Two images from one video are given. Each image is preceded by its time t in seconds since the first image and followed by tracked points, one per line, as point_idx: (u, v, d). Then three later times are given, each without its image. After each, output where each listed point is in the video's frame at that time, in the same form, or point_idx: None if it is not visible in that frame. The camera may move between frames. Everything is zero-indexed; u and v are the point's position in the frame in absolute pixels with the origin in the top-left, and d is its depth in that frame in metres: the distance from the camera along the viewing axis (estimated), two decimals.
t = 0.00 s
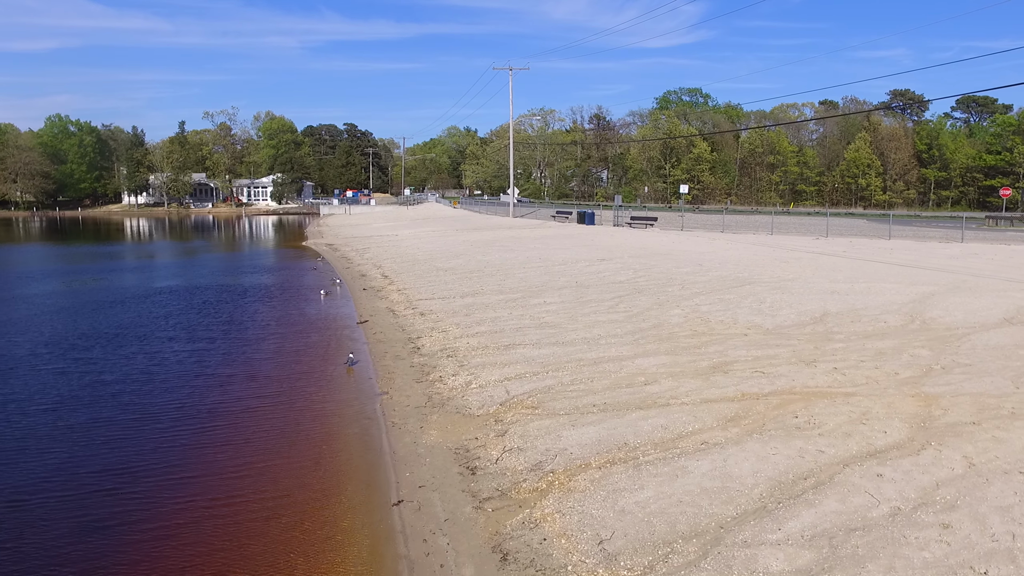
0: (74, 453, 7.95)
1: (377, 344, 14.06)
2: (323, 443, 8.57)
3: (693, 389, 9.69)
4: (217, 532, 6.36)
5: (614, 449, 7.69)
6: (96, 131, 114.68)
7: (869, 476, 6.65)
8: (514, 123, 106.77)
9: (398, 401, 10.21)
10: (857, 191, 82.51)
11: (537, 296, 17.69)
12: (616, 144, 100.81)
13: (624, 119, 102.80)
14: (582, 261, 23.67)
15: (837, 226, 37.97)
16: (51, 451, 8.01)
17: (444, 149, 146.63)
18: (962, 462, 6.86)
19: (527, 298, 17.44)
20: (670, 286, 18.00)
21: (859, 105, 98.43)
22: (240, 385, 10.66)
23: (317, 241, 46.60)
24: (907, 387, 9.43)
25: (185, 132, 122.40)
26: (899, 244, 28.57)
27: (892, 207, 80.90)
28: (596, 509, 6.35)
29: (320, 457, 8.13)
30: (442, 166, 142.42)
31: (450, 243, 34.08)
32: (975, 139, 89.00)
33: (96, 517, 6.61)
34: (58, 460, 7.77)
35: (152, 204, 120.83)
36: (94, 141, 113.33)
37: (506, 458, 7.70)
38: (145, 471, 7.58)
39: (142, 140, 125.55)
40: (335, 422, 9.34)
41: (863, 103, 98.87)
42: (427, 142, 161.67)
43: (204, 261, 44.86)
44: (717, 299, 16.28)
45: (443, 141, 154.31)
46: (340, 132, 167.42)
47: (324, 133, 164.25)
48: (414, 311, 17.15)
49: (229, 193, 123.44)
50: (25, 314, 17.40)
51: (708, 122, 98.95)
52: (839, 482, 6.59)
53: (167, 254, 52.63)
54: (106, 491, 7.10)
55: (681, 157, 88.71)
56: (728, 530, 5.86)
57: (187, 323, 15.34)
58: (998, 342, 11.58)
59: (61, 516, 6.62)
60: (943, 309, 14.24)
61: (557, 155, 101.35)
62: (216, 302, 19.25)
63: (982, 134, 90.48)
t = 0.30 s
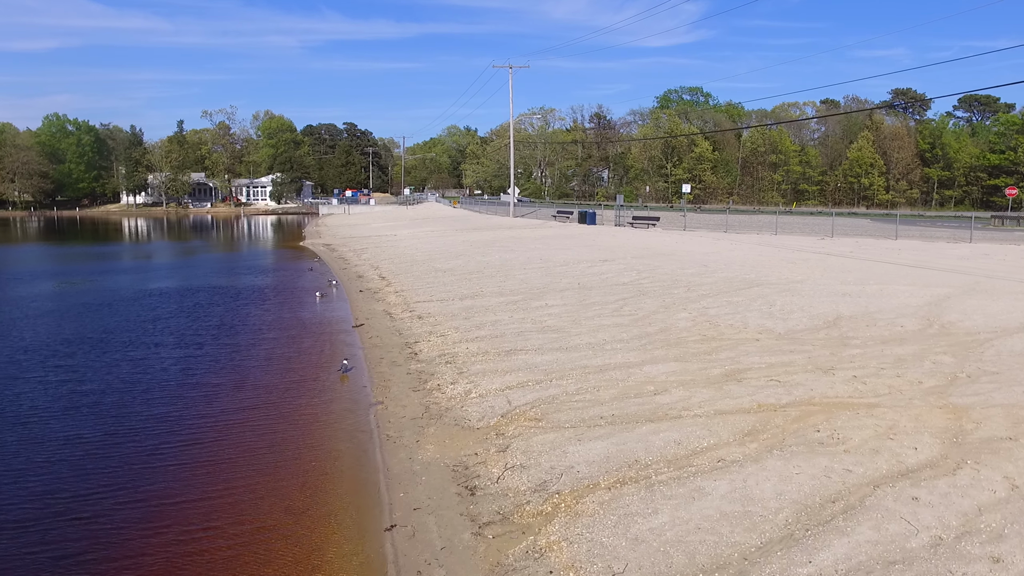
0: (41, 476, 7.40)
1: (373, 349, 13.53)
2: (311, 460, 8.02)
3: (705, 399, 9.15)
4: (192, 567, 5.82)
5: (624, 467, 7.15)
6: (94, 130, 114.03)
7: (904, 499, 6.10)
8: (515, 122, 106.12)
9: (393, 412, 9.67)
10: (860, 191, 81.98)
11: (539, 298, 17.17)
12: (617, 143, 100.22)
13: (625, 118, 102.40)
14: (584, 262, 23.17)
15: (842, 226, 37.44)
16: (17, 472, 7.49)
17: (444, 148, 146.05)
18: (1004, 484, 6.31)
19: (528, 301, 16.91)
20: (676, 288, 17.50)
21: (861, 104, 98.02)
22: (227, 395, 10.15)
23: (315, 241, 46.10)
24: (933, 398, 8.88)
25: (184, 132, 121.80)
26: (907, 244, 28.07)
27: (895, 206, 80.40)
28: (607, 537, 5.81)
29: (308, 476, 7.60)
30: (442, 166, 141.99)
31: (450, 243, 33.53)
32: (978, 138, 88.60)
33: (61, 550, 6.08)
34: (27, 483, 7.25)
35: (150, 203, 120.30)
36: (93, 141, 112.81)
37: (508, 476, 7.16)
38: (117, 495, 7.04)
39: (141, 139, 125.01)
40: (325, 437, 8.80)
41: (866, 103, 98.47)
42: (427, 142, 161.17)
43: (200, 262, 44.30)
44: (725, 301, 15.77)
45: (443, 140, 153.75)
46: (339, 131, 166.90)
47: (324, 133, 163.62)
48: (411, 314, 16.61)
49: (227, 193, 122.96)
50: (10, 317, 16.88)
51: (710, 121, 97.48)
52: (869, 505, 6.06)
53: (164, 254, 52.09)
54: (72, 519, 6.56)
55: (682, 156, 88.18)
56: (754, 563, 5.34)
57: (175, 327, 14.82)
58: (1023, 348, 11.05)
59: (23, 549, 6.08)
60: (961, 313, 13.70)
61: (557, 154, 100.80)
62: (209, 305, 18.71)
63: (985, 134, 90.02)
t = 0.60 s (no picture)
0: None
1: (367, 354, 12.92)
2: (297, 479, 7.44)
3: (721, 410, 8.54)
4: None
5: (636, 488, 6.53)
6: (91, 129, 113.38)
7: (950, 528, 5.50)
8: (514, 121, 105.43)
9: (388, 423, 9.05)
10: (862, 190, 81.26)
11: (541, 300, 16.54)
12: (617, 142, 99.50)
13: (626, 117, 101.80)
14: (587, 262, 22.54)
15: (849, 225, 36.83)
16: None
17: (444, 147, 145.13)
18: None
19: (529, 302, 16.32)
20: (683, 290, 16.88)
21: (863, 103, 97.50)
22: (210, 405, 9.55)
23: (312, 241, 45.45)
24: (966, 409, 8.28)
25: (182, 131, 121.13)
26: (916, 244, 27.43)
27: (898, 206, 79.75)
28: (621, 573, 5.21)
29: (291, 496, 7.01)
30: (442, 165, 141.38)
31: (449, 242, 32.91)
32: (981, 138, 88.07)
33: None
34: None
35: (148, 203, 119.59)
36: (90, 140, 112.15)
37: (509, 498, 6.57)
38: (80, 524, 6.43)
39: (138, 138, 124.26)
40: (312, 451, 8.21)
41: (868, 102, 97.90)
42: (427, 141, 160.53)
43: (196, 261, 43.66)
44: (734, 304, 15.15)
45: (443, 139, 152.99)
46: (339, 130, 166.23)
47: (323, 132, 162.90)
48: (409, 317, 15.98)
49: (226, 193, 122.25)
50: None
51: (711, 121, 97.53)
52: (912, 536, 5.46)
53: (159, 254, 51.43)
54: (28, 554, 5.97)
55: (684, 155, 87.45)
56: None
57: (159, 331, 14.22)
58: None
59: None
60: (983, 316, 13.09)
61: (558, 154, 100.16)
62: (200, 306, 18.12)
63: (988, 132, 89.46)
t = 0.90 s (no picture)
0: None
1: (359, 361, 12.25)
2: (274, 503, 6.77)
3: (739, 425, 7.86)
4: None
5: (651, 518, 5.84)
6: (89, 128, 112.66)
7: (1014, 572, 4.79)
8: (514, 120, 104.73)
9: (377, 438, 8.37)
10: (865, 190, 80.41)
11: (542, 302, 15.88)
12: (618, 141, 98.76)
13: (627, 116, 101.06)
14: (590, 262, 21.87)
15: (856, 225, 36.20)
16: None
17: (443, 146, 144.48)
18: None
19: (530, 305, 15.65)
20: (690, 292, 16.21)
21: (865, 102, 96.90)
22: (185, 419, 8.87)
23: (309, 240, 44.77)
24: (1007, 423, 7.58)
25: (180, 130, 120.41)
26: (927, 244, 26.73)
27: (901, 205, 79.03)
28: None
29: (266, 523, 6.35)
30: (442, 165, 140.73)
31: (448, 242, 32.24)
32: (984, 137, 87.51)
33: None
34: None
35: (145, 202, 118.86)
36: (87, 139, 111.43)
37: (509, 528, 5.88)
38: (27, 562, 5.75)
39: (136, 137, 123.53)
40: (294, 471, 7.52)
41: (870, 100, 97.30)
42: (427, 140, 159.85)
43: (189, 261, 42.95)
44: (745, 307, 14.46)
45: (442, 139, 152.38)
46: (338, 129, 165.56)
47: (322, 131, 162.15)
48: (404, 320, 15.30)
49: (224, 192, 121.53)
50: None
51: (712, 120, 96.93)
52: None
53: (154, 254, 50.75)
54: None
55: (685, 154, 86.54)
56: None
57: (140, 336, 13.52)
58: None
59: None
60: (1009, 319, 12.40)
61: (558, 153, 99.48)
62: (187, 308, 17.42)
63: (991, 132, 88.91)
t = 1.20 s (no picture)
0: None
1: (347, 369, 11.49)
2: (241, 538, 6.04)
3: (761, 445, 7.10)
4: None
5: (668, 564, 5.09)
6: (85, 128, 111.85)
7: None
8: (514, 120, 103.98)
9: (362, 459, 7.61)
10: (868, 189, 79.64)
11: (543, 306, 15.16)
12: (618, 140, 97.96)
13: (626, 115, 100.37)
14: (592, 264, 21.14)
15: (862, 224, 35.51)
16: None
17: (442, 145, 143.65)
18: None
19: (530, 309, 14.93)
20: (697, 295, 15.48)
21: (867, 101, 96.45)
22: (152, 440, 8.12)
23: (304, 241, 44.00)
24: None
25: (177, 129, 119.61)
26: (939, 244, 26.03)
27: (904, 204, 78.30)
28: None
29: (230, 564, 5.64)
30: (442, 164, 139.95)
31: (446, 242, 31.52)
32: (988, 135, 86.93)
33: None
34: None
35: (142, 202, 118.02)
36: (83, 138, 110.60)
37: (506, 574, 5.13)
38: None
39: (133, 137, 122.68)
40: (266, 500, 6.77)
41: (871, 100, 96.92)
42: (426, 140, 159.11)
43: (183, 262, 42.23)
44: (756, 311, 13.75)
45: (441, 138, 151.56)
46: (337, 129, 164.82)
47: (320, 130, 161.29)
48: (397, 325, 14.57)
49: (221, 192, 120.70)
50: None
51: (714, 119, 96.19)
52: None
53: (148, 254, 49.95)
54: None
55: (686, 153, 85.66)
56: None
57: (115, 343, 12.78)
58: None
59: None
60: None
61: (558, 152, 98.83)
62: (171, 311, 16.67)
63: (994, 131, 88.36)
